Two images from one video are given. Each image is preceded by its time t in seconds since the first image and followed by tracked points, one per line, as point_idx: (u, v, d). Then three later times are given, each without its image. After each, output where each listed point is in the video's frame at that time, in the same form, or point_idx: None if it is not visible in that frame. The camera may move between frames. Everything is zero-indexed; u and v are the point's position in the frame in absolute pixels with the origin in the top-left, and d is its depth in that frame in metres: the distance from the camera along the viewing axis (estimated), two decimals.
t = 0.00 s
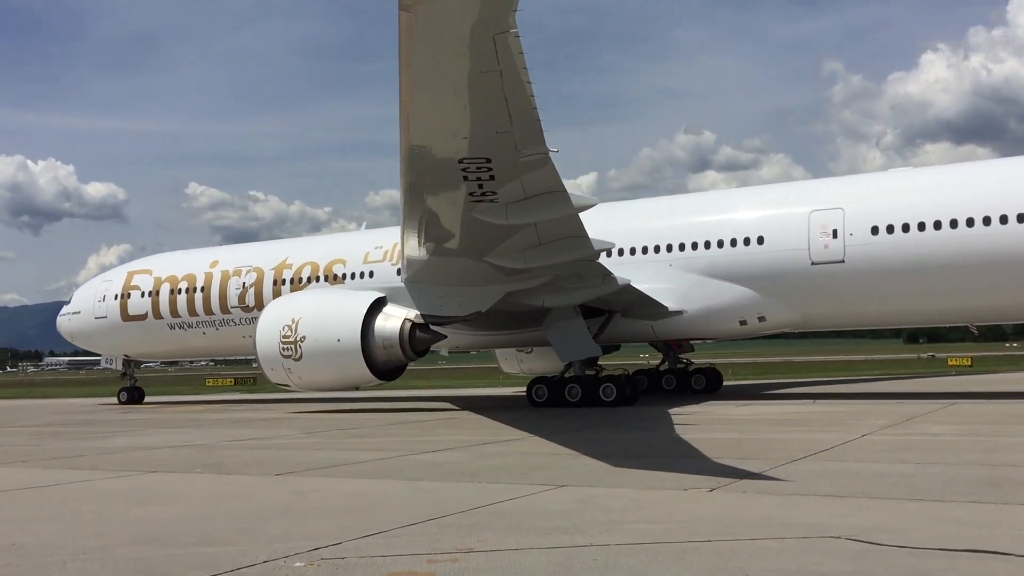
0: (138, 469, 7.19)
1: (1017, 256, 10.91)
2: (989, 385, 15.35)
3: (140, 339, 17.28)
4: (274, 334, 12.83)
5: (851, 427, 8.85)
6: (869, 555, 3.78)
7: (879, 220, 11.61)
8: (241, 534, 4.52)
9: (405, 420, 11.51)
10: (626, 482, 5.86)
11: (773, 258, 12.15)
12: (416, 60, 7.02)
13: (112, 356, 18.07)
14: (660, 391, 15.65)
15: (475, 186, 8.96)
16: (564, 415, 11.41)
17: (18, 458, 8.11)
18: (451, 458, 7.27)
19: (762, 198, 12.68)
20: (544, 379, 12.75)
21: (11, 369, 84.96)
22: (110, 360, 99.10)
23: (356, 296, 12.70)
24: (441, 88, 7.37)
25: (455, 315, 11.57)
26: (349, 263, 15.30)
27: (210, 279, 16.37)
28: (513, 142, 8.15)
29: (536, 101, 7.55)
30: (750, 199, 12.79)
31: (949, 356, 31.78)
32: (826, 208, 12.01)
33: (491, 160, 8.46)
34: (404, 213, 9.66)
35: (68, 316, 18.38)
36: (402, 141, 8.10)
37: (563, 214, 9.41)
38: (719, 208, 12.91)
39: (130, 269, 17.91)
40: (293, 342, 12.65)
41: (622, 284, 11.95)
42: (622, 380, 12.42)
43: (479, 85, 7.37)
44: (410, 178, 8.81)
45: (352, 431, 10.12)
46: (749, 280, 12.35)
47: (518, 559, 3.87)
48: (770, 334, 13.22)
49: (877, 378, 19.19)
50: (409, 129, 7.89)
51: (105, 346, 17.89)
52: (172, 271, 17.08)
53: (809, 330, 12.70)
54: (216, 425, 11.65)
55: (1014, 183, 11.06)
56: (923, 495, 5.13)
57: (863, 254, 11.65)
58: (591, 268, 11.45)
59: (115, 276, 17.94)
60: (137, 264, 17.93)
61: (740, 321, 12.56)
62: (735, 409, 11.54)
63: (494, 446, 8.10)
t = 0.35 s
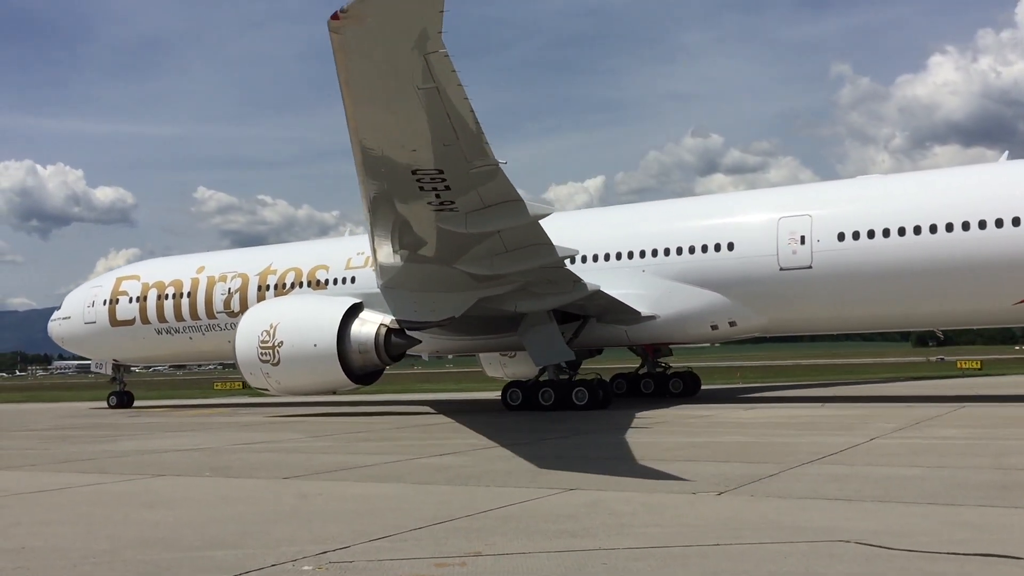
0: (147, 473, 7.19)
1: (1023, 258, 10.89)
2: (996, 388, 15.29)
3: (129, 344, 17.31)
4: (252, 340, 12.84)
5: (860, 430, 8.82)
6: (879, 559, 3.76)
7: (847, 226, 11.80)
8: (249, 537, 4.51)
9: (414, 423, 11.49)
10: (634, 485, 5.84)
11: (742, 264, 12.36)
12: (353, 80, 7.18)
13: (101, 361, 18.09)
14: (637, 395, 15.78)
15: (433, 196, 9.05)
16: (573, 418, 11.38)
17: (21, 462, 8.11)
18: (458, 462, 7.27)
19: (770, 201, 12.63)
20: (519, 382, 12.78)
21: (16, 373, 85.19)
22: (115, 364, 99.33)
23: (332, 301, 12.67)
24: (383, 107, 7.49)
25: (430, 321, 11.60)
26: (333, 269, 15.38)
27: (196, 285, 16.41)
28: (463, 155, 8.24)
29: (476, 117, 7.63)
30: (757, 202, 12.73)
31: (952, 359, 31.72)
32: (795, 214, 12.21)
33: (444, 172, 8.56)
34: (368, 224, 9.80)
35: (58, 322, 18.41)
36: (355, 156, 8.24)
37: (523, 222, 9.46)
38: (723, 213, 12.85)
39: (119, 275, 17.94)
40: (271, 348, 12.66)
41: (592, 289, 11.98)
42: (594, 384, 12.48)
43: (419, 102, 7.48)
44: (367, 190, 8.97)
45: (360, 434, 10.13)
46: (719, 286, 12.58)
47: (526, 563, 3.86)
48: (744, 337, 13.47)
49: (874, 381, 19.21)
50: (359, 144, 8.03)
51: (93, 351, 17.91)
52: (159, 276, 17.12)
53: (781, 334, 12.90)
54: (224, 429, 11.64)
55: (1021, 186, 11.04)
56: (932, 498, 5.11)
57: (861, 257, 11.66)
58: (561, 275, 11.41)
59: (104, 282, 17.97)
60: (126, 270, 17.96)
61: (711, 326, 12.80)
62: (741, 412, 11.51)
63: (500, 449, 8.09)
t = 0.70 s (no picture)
0: (155, 473, 7.21)
1: None
2: (1005, 390, 15.23)
3: (121, 346, 17.38)
4: (233, 342, 12.82)
5: (870, 432, 8.80)
6: (891, 561, 3.75)
7: (814, 232, 12.02)
8: (258, 538, 4.52)
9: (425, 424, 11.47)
10: (644, 487, 5.84)
11: (715, 267, 12.58)
12: (301, 86, 7.96)
13: (93, 362, 18.16)
14: (618, 396, 15.82)
15: (395, 202, 9.60)
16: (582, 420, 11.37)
17: (26, 464, 8.12)
18: (470, 463, 7.28)
19: (776, 202, 12.62)
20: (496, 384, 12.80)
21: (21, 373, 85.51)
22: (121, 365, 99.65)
23: (311, 303, 12.72)
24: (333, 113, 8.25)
25: (408, 322, 11.81)
26: (317, 271, 15.40)
27: (185, 287, 16.50)
28: (417, 162, 8.77)
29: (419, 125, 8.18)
30: (762, 203, 12.70)
31: (958, 360, 31.66)
32: (762, 219, 12.46)
33: (401, 178, 9.12)
34: (338, 227, 10.42)
35: (51, 323, 18.50)
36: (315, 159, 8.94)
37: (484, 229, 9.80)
38: (728, 215, 12.80)
39: (110, 277, 18.01)
40: (253, 350, 12.66)
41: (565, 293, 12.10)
42: (569, 386, 12.37)
43: (367, 111, 8.14)
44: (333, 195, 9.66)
45: (368, 435, 10.15)
46: (692, 290, 12.81)
47: (535, 565, 3.85)
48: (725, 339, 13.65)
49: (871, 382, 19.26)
50: (317, 147, 8.74)
51: (86, 353, 18.00)
52: (149, 278, 17.20)
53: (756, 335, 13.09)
54: (232, 430, 11.65)
55: None
56: (940, 500, 5.11)
57: (861, 258, 11.69)
58: (532, 277, 11.66)
59: (95, 284, 18.04)
60: (117, 272, 18.03)
61: (685, 328, 13.04)
62: (752, 414, 11.49)
63: (508, 450, 8.08)
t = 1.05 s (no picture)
0: (168, 467, 7.26)
1: None
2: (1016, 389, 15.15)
3: (115, 342, 17.47)
4: (219, 339, 12.88)
5: (883, 430, 8.75)
6: (901, 560, 3.74)
7: (789, 231, 12.20)
8: (270, 533, 4.53)
9: (438, 420, 11.47)
10: (654, 484, 5.84)
11: (692, 267, 12.75)
12: (256, 91, 8.23)
13: (88, 358, 18.26)
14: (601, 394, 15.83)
15: (363, 203, 9.82)
16: (595, 416, 11.36)
17: (36, 457, 8.17)
18: (484, 459, 7.30)
19: (783, 199, 12.59)
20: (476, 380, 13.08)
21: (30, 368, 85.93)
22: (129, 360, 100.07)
23: (295, 300, 12.76)
24: (292, 117, 8.51)
25: (389, 320, 11.85)
26: (305, 269, 15.51)
27: (176, 285, 16.58)
28: (380, 166, 8.95)
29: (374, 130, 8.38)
30: (772, 200, 12.67)
31: (972, 358, 31.51)
32: (738, 219, 12.63)
33: (366, 181, 9.32)
34: (312, 226, 10.70)
35: (46, 319, 18.59)
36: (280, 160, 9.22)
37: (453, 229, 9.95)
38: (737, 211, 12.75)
39: (103, 274, 18.09)
40: (237, 346, 12.71)
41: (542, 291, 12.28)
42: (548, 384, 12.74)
43: (323, 116, 8.37)
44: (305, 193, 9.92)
45: (379, 430, 10.19)
46: (670, 289, 12.98)
47: (546, 561, 3.86)
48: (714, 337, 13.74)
49: (869, 381, 19.28)
50: (281, 148, 9.03)
51: (82, 349, 18.09)
52: (142, 275, 17.28)
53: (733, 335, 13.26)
54: (245, 425, 11.70)
55: None
56: (955, 499, 5.07)
57: (852, 257, 11.76)
58: (510, 276, 11.80)
59: (89, 280, 18.13)
60: (111, 268, 18.12)
61: (663, 326, 13.21)
62: (764, 411, 11.46)
63: (519, 447, 8.08)
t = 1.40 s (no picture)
0: (178, 461, 7.29)
1: None
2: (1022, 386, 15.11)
3: (106, 336, 17.56)
4: (202, 334, 12.94)
5: (893, 428, 8.73)
6: (907, 557, 3.74)
7: (780, 229, 12.25)
8: (277, 527, 4.55)
9: (445, 414, 11.48)
10: (662, 480, 5.84)
11: (668, 265, 12.91)
12: (215, 94, 8.48)
13: (81, 352, 18.34)
14: (583, 390, 15.89)
15: (333, 203, 9.93)
16: (604, 412, 11.35)
17: (43, 450, 8.20)
18: (495, 454, 7.29)
19: (785, 197, 12.57)
20: (455, 375, 13.46)
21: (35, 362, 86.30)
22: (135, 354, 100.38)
23: (278, 296, 12.76)
24: (254, 119, 8.72)
25: (369, 317, 11.71)
26: (292, 265, 15.62)
27: (166, 280, 16.65)
28: (343, 167, 9.07)
29: (333, 131, 8.54)
30: (776, 196, 12.65)
31: (982, 356, 31.39)
32: (713, 219, 12.77)
33: (332, 181, 9.45)
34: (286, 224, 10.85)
35: (39, 313, 18.68)
36: (247, 160, 9.45)
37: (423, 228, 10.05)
38: (742, 208, 12.72)
39: (96, 269, 18.17)
40: (220, 341, 12.76)
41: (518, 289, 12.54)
42: (524, 377, 13.10)
43: (282, 118, 8.56)
44: (275, 192, 10.07)
45: (387, 425, 10.22)
46: (646, 288, 13.16)
47: (553, 556, 3.87)
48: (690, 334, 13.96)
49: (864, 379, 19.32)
50: (246, 149, 9.26)
51: (74, 344, 18.18)
52: (132, 270, 17.35)
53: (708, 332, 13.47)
54: (253, 419, 11.73)
55: None
56: (963, 497, 5.05)
57: (842, 256, 11.83)
58: (487, 274, 12.01)
59: (81, 275, 18.21)
60: (103, 263, 18.19)
61: (640, 324, 13.42)
62: (774, 408, 11.44)
63: (526, 442, 8.09)
